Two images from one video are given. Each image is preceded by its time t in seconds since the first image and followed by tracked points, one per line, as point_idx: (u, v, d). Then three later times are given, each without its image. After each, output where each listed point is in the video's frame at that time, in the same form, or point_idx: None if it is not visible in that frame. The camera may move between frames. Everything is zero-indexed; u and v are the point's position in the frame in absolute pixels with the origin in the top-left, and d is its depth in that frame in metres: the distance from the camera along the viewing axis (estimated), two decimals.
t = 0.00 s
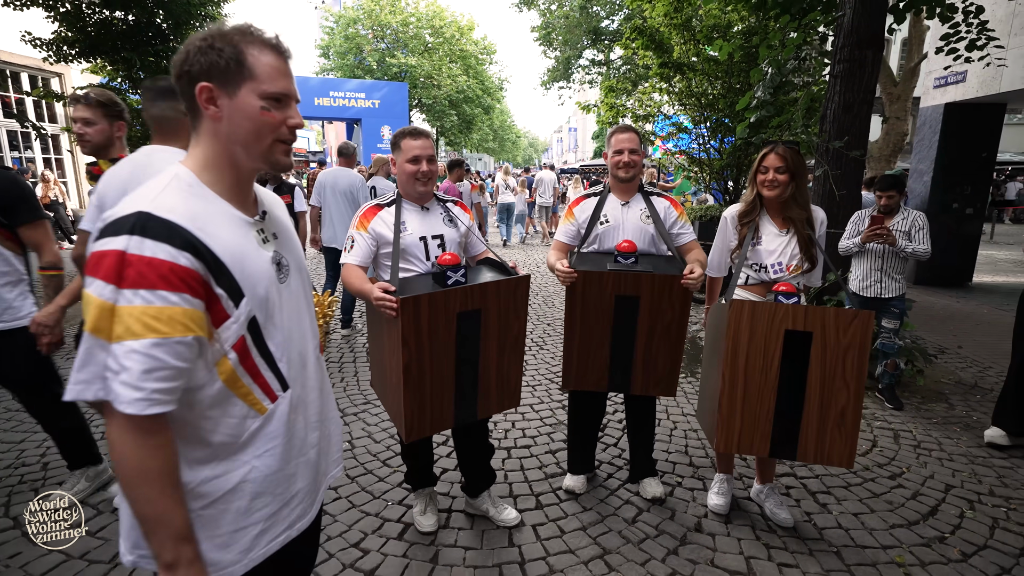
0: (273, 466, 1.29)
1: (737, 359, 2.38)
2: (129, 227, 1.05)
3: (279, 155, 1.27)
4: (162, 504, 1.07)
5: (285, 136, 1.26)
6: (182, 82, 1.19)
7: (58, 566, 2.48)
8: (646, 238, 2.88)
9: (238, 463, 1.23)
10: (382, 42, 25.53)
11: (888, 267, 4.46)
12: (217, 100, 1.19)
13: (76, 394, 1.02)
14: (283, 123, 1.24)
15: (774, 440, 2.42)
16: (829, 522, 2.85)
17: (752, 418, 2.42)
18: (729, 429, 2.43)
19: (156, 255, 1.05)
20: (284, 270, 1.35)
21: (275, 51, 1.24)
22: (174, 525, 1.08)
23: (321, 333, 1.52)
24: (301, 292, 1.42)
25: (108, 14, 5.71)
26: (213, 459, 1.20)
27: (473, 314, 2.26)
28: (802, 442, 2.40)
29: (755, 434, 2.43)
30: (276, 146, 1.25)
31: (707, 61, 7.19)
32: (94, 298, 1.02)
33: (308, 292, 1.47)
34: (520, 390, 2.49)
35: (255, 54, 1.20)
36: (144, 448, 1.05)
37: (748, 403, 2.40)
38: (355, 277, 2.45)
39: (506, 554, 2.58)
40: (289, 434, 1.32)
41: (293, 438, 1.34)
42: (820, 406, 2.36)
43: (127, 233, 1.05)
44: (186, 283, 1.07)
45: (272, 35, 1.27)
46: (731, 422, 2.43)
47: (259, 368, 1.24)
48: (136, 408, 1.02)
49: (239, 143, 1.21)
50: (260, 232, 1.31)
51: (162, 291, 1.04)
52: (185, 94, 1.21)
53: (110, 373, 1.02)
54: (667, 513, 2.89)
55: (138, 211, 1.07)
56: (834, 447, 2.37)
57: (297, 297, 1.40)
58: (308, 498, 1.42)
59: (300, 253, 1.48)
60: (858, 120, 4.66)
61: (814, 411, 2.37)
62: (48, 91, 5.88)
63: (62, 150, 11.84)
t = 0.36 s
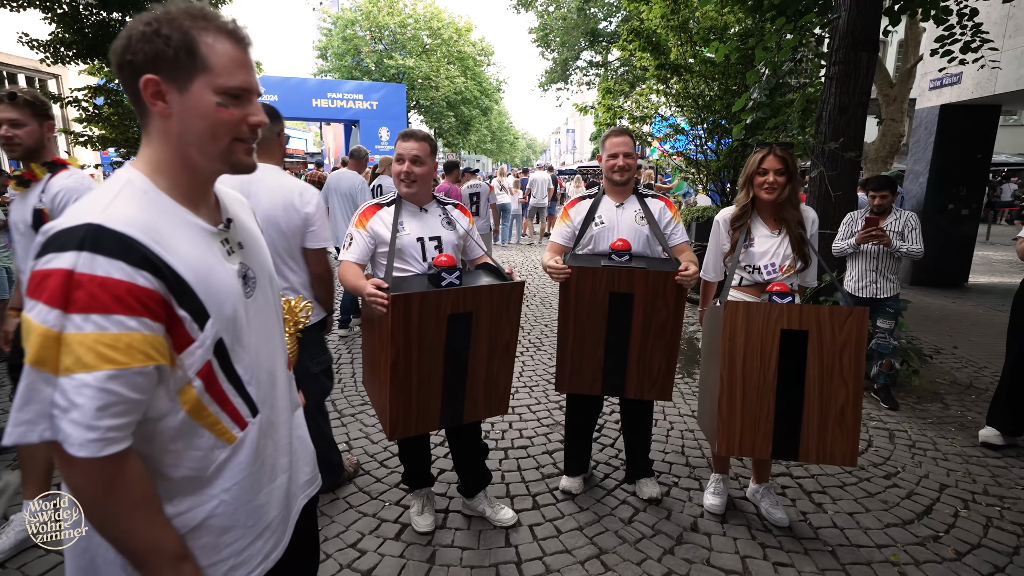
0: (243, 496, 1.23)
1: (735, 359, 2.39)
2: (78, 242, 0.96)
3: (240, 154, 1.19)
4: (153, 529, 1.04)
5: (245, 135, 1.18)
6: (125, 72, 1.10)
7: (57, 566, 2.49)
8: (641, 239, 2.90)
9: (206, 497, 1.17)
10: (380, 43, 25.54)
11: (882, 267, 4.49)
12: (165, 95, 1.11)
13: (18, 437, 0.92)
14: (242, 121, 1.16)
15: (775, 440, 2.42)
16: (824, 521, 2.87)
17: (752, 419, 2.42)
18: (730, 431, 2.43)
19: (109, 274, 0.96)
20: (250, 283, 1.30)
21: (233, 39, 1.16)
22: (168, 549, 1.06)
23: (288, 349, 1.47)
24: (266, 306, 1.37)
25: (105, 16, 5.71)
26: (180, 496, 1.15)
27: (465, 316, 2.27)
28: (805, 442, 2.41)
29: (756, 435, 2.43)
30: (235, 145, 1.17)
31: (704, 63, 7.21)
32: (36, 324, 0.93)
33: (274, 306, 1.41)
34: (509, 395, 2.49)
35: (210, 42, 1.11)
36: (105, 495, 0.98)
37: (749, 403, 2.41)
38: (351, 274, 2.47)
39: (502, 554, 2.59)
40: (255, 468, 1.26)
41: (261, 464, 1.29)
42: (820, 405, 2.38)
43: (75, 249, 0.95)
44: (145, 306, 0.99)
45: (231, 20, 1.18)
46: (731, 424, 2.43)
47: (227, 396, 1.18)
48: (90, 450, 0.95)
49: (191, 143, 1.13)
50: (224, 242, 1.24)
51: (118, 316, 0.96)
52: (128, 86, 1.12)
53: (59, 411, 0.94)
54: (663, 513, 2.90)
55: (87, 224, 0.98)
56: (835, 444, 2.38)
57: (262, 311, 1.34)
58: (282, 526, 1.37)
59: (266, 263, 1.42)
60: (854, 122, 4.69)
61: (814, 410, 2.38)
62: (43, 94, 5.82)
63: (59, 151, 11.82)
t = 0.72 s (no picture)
0: (232, 510, 1.23)
1: (739, 362, 2.39)
2: (31, 265, 0.93)
3: (199, 172, 1.16)
4: (140, 564, 1.03)
5: (206, 153, 1.15)
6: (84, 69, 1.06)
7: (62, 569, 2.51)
8: (641, 241, 2.90)
9: (194, 515, 1.17)
10: (378, 48, 25.60)
11: (879, 269, 4.51)
12: (125, 104, 1.07)
13: None
14: (206, 140, 1.13)
15: (780, 443, 2.42)
16: (824, 524, 2.86)
17: (756, 422, 2.42)
18: (735, 434, 2.43)
19: (68, 297, 0.94)
20: (227, 291, 1.27)
21: (205, 49, 1.11)
22: None
23: (275, 351, 1.46)
24: (247, 312, 1.35)
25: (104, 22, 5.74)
26: (167, 517, 1.14)
27: (460, 322, 2.26)
28: (810, 443, 2.41)
29: (761, 438, 2.43)
30: (196, 163, 1.14)
31: (702, 66, 7.23)
32: None
33: (256, 311, 1.39)
34: (504, 399, 2.49)
35: (178, 53, 1.07)
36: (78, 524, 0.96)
37: (752, 406, 2.41)
38: (345, 280, 2.47)
39: (503, 559, 2.57)
40: (243, 481, 1.25)
41: (250, 475, 1.28)
42: (823, 406, 2.38)
43: (29, 272, 0.93)
44: (110, 328, 0.97)
45: (205, 25, 1.14)
46: (736, 428, 2.42)
47: (207, 412, 1.17)
48: (58, 484, 0.92)
49: (150, 156, 1.10)
50: (197, 250, 1.22)
51: (80, 342, 0.94)
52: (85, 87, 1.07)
53: (22, 445, 0.92)
54: (664, 517, 2.89)
55: (41, 245, 0.95)
56: (840, 444, 2.39)
57: (243, 318, 1.32)
58: (276, 533, 1.38)
59: (244, 269, 1.40)
60: (851, 124, 4.70)
61: (819, 410, 2.38)
62: (41, 99, 5.79)
63: (59, 156, 11.86)
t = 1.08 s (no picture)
0: (231, 517, 1.24)
1: (743, 367, 2.38)
2: (44, 277, 0.94)
3: (213, 190, 1.17)
4: (149, 563, 1.04)
5: (220, 171, 1.15)
6: (104, 88, 1.07)
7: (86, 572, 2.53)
8: (646, 247, 2.90)
9: (195, 520, 1.18)
10: (380, 56, 25.77)
11: (883, 273, 4.48)
12: (143, 121, 1.09)
13: None
14: (220, 159, 1.14)
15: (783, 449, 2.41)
16: (832, 530, 2.84)
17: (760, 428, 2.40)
18: (738, 439, 2.41)
19: (78, 310, 0.95)
20: (234, 301, 1.28)
21: (224, 74, 1.12)
22: None
23: (281, 358, 1.46)
24: (256, 321, 1.36)
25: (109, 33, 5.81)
26: (167, 521, 1.15)
27: (471, 327, 2.27)
28: (812, 450, 2.40)
29: (764, 445, 2.42)
30: (209, 181, 1.15)
31: (702, 72, 7.25)
32: None
33: (263, 318, 1.39)
34: (514, 404, 2.50)
35: (197, 77, 1.08)
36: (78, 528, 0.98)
37: (756, 412, 2.40)
38: (353, 287, 2.46)
39: (508, 566, 2.56)
40: (243, 488, 1.26)
41: (250, 483, 1.29)
42: (826, 412, 2.37)
43: (41, 285, 0.94)
44: (118, 340, 0.98)
45: (226, 50, 1.15)
46: (739, 435, 2.41)
47: (210, 421, 1.17)
48: (66, 490, 0.93)
49: (165, 173, 1.11)
50: (206, 263, 1.23)
51: (88, 353, 0.95)
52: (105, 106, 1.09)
53: (28, 451, 0.92)
54: (669, 523, 2.88)
55: (53, 258, 0.96)
56: (843, 450, 2.38)
57: (251, 327, 1.33)
58: (274, 537, 1.38)
59: (254, 278, 1.41)
60: (853, 128, 4.71)
61: (820, 419, 2.38)
62: (47, 110, 5.83)
63: (64, 166, 11.94)
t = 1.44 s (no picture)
0: (258, 499, 1.28)
1: (744, 375, 2.38)
2: (102, 268, 1.05)
3: (251, 194, 1.25)
4: (173, 535, 1.09)
5: (257, 177, 1.24)
6: (156, 111, 1.18)
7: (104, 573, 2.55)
8: (653, 254, 2.91)
9: (225, 499, 1.23)
10: (386, 66, 25.99)
11: (891, 280, 4.44)
12: (189, 136, 1.18)
13: (52, 441, 1.02)
14: (255, 167, 1.22)
15: (787, 455, 2.39)
16: (840, 539, 2.82)
17: (763, 435, 2.40)
18: (740, 445, 2.41)
19: (130, 297, 1.05)
20: (268, 298, 1.35)
21: (258, 90, 1.22)
22: (184, 553, 1.10)
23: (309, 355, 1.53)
24: (288, 317, 1.43)
25: (118, 44, 6.03)
26: (200, 496, 1.21)
27: (476, 333, 2.28)
28: (815, 457, 2.39)
29: (767, 451, 2.40)
30: (247, 187, 1.23)
31: (706, 80, 7.27)
32: (67, 342, 1.02)
33: (295, 314, 1.46)
34: (517, 411, 2.50)
35: (234, 92, 1.18)
36: (122, 489, 1.05)
37: (758, 418, 2.39)
38: (360, 293, 2.47)
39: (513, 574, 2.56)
40: (271, 471, 1.31)
41: (277, 468, 1.34)
42: (829, 419, 2.36)
43: (100, 274, 1.05)
44: (162, 324, 1.08)
45: (258, 69, 1.25)
46: (741, 442, 2.40)
47: (242, 404, 1.24)
48: (113, 453, 1.02)
49: (208, 180, 1.20)
50: (242, 261, 1.30)
51: (137, 334, 1.05)
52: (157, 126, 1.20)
53: (86, 419, 1.02)
54: (676, 532, 2.86)
55: (111, 251, 1.07)
56: (847, 459, 2.37)
57: (283, 322, 1.40)
58: (297, 525, 1.42)
59: (288, 278, 1.48)
60: (858, 135, 4.70)
61: (823, 426, 2.37)
62: (58, 120, 5.90)
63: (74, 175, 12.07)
